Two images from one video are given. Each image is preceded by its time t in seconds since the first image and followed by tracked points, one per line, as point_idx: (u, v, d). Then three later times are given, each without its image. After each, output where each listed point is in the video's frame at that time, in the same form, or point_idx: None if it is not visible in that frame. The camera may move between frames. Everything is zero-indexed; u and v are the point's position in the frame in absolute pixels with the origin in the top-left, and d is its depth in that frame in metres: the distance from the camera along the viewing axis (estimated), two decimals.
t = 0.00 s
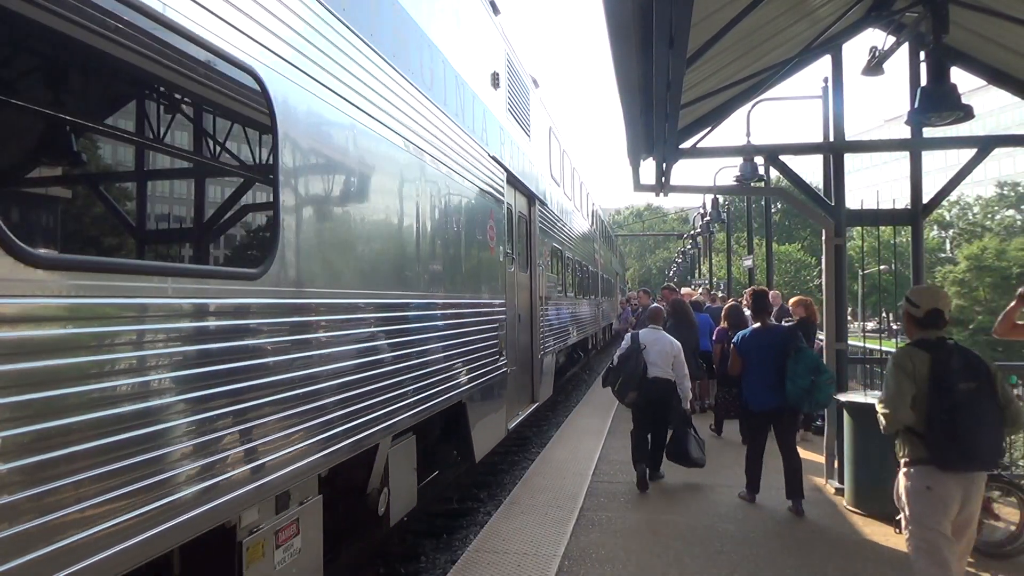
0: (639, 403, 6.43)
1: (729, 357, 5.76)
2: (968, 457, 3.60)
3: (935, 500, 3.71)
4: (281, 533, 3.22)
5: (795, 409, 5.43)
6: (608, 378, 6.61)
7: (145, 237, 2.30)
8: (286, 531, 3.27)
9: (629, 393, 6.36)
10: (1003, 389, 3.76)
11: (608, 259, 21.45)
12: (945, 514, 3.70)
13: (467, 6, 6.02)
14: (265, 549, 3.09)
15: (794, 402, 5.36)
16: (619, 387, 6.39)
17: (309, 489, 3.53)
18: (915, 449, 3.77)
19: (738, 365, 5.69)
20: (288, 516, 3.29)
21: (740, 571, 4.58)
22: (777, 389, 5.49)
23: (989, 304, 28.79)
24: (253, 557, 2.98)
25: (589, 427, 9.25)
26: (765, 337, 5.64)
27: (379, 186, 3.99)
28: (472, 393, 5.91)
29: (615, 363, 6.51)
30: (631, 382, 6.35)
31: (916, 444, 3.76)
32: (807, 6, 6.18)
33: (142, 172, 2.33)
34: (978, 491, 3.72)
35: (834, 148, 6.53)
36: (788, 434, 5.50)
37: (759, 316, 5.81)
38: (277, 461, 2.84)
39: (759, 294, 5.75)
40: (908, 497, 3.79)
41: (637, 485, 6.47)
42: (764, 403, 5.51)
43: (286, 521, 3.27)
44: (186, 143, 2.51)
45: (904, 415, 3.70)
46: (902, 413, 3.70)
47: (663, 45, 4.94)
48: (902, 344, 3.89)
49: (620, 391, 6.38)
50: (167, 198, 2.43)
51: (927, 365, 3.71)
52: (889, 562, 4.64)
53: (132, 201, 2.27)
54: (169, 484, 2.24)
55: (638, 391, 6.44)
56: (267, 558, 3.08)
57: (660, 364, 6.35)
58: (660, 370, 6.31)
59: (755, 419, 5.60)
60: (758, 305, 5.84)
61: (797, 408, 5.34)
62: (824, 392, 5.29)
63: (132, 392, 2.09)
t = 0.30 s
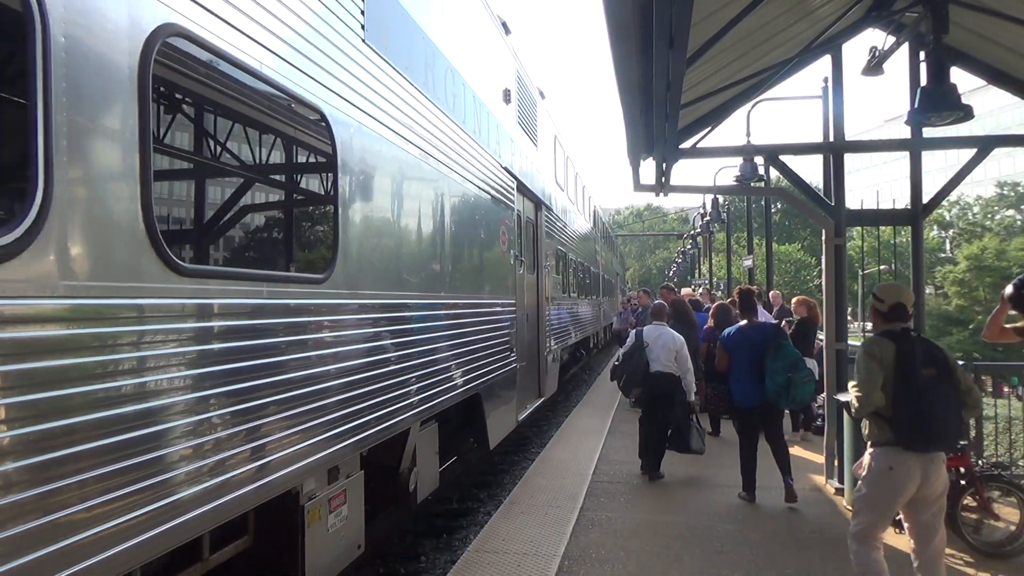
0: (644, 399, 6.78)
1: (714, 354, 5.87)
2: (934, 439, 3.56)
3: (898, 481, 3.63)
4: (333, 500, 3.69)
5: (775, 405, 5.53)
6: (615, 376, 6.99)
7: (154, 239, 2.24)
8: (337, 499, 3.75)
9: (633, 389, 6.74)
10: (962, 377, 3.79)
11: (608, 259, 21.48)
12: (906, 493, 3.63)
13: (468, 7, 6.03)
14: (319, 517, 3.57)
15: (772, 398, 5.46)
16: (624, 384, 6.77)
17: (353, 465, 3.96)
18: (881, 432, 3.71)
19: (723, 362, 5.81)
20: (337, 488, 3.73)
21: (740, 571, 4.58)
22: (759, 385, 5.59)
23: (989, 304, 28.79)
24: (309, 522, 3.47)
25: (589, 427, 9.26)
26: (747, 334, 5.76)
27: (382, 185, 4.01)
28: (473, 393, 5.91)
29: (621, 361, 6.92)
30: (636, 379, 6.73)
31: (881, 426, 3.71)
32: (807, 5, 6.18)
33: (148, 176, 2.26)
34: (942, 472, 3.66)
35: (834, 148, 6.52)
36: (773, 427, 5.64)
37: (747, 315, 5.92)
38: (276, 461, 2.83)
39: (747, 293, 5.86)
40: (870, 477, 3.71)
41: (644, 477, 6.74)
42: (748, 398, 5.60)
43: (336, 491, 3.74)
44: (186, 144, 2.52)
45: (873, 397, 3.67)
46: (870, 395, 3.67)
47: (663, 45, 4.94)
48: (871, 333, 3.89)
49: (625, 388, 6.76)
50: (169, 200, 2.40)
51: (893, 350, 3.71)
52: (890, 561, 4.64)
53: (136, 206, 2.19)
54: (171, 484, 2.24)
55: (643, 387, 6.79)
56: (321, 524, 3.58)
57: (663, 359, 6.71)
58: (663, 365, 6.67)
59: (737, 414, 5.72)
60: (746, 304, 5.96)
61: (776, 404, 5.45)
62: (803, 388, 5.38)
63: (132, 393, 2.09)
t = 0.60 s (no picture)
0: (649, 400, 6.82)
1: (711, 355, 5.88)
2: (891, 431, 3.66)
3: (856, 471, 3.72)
4: (369, 478, 4.22)
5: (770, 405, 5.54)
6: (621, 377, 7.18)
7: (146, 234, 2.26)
8: (371, 477, 4.28)
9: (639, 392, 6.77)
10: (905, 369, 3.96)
11: (608, 259, 21.48)
12: (864, 482, 3.71)
13: (468, 6, 6.02)
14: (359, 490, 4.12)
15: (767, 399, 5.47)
16: (628, 387, 6.82)
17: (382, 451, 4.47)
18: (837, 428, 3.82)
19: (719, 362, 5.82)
20: (372, 468, 4.26)
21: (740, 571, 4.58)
22: (755, 386, 5.60)
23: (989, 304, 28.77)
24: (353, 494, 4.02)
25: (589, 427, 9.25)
26: (744, 334, 5.76)
27: (381, 185, 4.00)
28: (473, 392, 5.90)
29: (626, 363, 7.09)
30: (640, 382, 6.79)
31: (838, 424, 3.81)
32: (807, 5, 6.18)
33: (142, 171, 2.27)
34: (895, 461, 3.75)
35: (835, 148, 6.49)
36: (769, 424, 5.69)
37: (744, 315, 5.92)
38: (278, 461, 2.84)
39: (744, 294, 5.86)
40: (830, 470, 3.79)
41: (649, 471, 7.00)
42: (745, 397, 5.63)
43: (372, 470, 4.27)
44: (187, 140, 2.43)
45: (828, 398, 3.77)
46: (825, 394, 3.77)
47: (664, 45, 4.94)
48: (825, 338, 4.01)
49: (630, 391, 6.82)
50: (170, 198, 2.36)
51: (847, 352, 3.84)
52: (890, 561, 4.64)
53: (133, 200, 2.22)
54: (173, 483, 2.25)
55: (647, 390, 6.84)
56: (361, 497, 4.12)
57: (665, 360, 6.75)
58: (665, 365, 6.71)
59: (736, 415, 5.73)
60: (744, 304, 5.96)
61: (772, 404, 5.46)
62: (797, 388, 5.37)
63: (134, 393, 2.09)
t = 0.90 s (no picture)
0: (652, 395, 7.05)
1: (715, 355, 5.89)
2: (843, 418, 4.00)
3: (814, 453, 4.09)
4: (395, 461, 4.46)
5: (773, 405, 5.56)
6: (625, 373, 7.46)
7: (145, 234, 2.36)
8: (399, 461, 4.54)
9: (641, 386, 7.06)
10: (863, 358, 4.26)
11: (608, 259, 21.49)
12: (821, 464, 4.08)
13: (469, 6, 6.02)
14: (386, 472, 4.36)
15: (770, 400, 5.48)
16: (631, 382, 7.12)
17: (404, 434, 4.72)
18: (795, 413, 4.19)
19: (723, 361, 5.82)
20: (398, 451, 4.50)
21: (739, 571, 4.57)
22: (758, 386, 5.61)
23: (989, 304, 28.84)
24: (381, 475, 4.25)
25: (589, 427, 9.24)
26: (748, 335, 5.75)
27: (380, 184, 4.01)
28: (473, 392, 5.89)
29: (628, 360, 7.35)
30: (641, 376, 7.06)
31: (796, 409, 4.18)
32: (807, 5, 6.18)
33: (142, 171, 2.37)
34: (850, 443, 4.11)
35: (834, 148, 6.50)
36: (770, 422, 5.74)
37: (749, 315, 5.92)
38: (277, 460, 2.84)
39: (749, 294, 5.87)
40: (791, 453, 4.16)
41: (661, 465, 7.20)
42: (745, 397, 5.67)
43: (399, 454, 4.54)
44: (187, 142, 2.53)
45: (783, 388, 4.14)
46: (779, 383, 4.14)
47: (663, 45, 4.95)
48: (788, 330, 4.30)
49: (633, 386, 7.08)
50: (168, 197, 2.46)
51: (805, 345, 4.15)
52: (889, 561, 4.65)
53: (132, 200, 2.31)
54: (170, 484, 2.25)
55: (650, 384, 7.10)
56: (389, 479, 4.36)
57: (667, 355, 7.00)
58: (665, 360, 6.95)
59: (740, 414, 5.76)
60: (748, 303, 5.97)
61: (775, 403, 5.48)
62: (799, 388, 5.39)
63: (130, 393, 2.09)
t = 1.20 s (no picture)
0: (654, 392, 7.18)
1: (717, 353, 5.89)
2: (813, 416, 4.13)
3: (785, 448, 4.23)
4: (415, 450, 5.03)
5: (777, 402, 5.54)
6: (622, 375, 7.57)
7: (145, 236, 2.34)
8: (417, 449, 5.09)
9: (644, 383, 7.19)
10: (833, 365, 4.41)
11: (608, 259, 21.49)
12: (792, 459, 4.22)
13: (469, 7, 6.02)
14: (406, 460, 4.84)
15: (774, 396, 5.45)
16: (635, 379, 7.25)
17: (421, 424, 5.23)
18: (769, 411, 4.33)
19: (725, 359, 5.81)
20: (417, 440, 5.04)
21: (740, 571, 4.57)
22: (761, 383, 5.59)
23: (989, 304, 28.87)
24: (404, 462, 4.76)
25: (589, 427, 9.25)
26: (748, 332, 5.75)
27: (380, 184, 4.00)
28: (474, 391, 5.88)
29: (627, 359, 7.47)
30: (645, 373, 7.19)
31: (770, 408, 4.32)
32: (807, 5, 6.18)
33: (141, 172, 2.36)
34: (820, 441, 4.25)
35: (834, 148, 6.50)
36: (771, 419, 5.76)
37: (750, 314, 5.93)
38: (278, 460, 2.83)
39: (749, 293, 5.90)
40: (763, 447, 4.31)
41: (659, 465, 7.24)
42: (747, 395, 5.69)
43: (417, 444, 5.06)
44: (187, 145, 2.57)
45: (758, 385, 4.27)
46: (754, 381, 4.27)
47: (664, 45, 4.95)
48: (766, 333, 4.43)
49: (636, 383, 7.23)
50: (167, 199, 2.47)
51: (780, 345, 4.28)
52: (889, 561, 4.64)
53: (132, 201, 2.29)
54: (172, 484, 2.24)
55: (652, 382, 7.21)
56: (410, 465, 4.93)
57: (671, 354, 7.16)
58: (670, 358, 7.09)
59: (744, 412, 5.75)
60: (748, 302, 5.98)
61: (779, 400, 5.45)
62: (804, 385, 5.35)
63: (132, 392, 2.08)
